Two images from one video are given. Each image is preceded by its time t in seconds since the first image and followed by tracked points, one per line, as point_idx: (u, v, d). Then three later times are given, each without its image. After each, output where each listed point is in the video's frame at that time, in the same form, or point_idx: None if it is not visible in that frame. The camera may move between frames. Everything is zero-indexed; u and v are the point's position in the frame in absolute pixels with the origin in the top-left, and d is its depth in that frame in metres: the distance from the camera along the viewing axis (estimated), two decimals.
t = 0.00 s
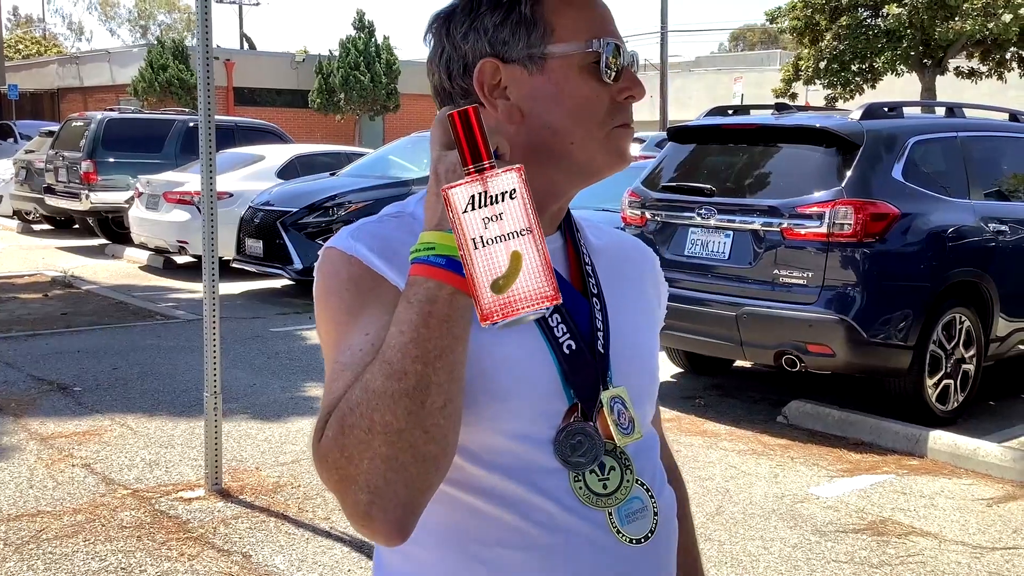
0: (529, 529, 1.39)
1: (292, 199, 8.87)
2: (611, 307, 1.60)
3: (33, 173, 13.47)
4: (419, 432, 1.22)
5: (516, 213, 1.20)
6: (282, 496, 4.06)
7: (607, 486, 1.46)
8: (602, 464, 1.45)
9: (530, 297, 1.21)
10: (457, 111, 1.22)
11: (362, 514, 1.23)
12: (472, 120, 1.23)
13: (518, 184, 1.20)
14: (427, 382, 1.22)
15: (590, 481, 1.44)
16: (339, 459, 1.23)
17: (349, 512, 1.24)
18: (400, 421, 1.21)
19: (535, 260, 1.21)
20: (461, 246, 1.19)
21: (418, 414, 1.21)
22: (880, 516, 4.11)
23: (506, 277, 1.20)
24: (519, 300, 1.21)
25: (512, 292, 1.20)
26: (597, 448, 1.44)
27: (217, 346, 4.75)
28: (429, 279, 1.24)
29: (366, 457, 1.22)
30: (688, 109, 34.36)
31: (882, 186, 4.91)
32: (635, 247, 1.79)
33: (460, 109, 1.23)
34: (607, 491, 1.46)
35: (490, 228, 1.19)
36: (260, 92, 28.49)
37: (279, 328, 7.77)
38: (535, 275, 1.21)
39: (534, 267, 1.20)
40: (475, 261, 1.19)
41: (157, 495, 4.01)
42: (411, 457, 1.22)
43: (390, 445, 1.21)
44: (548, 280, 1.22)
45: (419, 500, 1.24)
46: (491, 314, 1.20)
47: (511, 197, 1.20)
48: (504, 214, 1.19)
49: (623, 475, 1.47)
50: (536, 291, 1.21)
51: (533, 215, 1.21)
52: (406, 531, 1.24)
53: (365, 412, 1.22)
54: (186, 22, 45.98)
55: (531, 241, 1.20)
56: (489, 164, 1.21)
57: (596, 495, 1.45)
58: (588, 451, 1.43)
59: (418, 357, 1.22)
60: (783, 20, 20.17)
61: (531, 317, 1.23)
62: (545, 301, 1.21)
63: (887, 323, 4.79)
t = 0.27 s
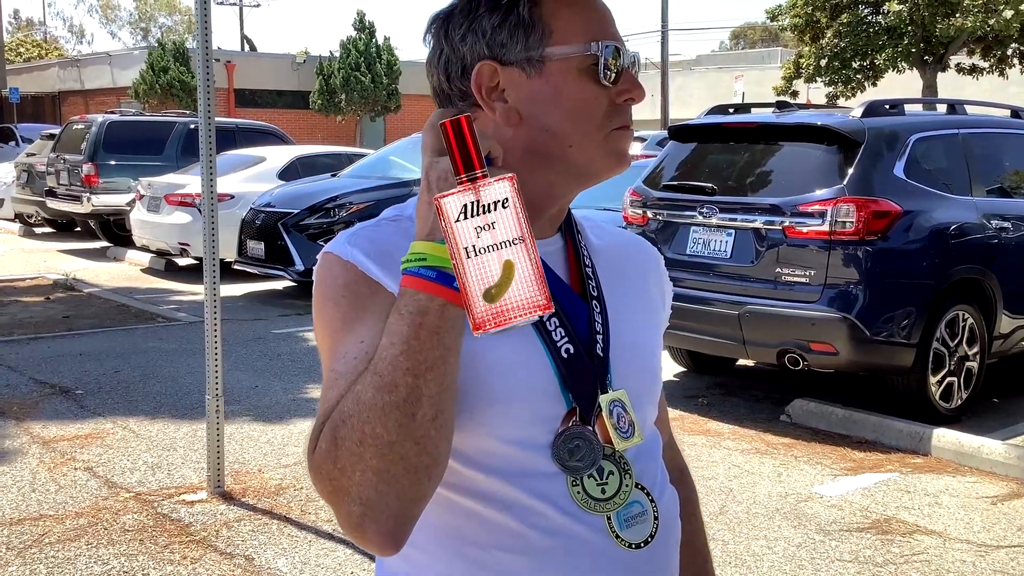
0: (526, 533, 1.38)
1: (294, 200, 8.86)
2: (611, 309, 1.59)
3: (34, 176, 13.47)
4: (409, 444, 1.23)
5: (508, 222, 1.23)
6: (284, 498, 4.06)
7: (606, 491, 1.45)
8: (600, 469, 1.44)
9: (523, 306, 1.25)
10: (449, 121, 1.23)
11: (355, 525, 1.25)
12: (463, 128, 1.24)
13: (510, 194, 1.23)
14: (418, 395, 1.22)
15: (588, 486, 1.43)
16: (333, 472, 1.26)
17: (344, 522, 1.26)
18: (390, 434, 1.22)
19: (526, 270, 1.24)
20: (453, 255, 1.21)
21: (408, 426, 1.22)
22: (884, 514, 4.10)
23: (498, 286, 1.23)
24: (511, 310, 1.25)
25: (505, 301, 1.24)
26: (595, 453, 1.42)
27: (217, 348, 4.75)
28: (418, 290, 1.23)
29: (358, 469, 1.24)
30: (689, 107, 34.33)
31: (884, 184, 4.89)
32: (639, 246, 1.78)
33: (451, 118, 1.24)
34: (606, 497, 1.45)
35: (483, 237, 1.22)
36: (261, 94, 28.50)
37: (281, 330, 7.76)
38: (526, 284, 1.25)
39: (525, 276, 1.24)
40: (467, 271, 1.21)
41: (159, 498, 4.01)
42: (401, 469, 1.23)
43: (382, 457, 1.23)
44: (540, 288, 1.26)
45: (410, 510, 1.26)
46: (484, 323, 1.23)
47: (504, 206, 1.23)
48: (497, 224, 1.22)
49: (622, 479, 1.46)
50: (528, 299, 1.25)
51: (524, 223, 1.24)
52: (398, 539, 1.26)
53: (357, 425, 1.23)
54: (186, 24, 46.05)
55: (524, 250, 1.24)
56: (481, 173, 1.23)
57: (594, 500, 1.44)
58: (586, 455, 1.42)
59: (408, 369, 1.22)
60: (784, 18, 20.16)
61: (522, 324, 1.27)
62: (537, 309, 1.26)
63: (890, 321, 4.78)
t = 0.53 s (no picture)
0: (525, 534, 1.38)
1: (301, 201, 8.87)
2: (613, 307, 1.58)
3: (43, 177, 13.51)
4: (405, 446, 1.22)
5: (505, 224, 1.22)
6: (292, 498, 4.05)
7: (606, 493, 1.43)
8: (600, 471, 1.43)
9: (519, 307, 1.24)
10: (447, 122, 1.22)
11: (351, 527, 1.25)
12: (462, 130, 1.23)
13: (507, 195, 1.22)
14: (414, 397, 1.22)
15: (589, 488, 1.42)
16: (329, 475, 1.26)
17: (340, 524, 1.26)
18: (387, 437, 1.22)
19: (525, 272, 1.23)
20: (450, 256, 1.20)
21: (404, 429, 1.22)
22: (893, 514, 4.08)
23: (495, 287, 1.22)
24: (507, 311, 1.23)
25: (501, 302, 1.23)
26: (596, 454, 1.41)
27: (225, 348, 4.75)
28: (415, 293, 1.23)
29: (354, 471, 1.24)
30: (697, 106, 34.26)
31: (893, 182, 4.87)
32: (645, 246, 1.77)
33: (448, 119, 1.23)
34: (607, 499, 1.43)
35: (480, 238, 1.21)
36: (269, 94, 28.61)
37: (289, 330, 7.77)
38: (524, 285, 1.23)
39: (524, 276, 1.23)
40: (464, 272, 1.20)
41: (167, 498, 4.01)
42: (397, 472, 1.23)
43: (378, 459, 1.22)
44: (537, 290, 1.24)
45: (407, 513, 1.26)
46: (480, 324, 1.22)
47: (501, 208, 1.22)
48: (494, 225, 1.21)
49: (624, 481, 1.44)
50: (525, 301, 1.24)
51: (521, 225, 1.23)
52: (394, 541, 1.26)
53: (353, 427, 1.23)
54: (193, 24, 46.25)
55: (521, 252, 1.22)
56: (479, 174, 1.22)
57: (594, 502, 1.42)
58: (586, 457, 1.41)
59: (405, 372, 1.22)
60: (792, 17, 20.11)
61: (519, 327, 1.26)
62: (534, 311, 1.24)
63: (899, 320, 4.75)
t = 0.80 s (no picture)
0: (520, 542, 1.37)
1: (321, 203, 8.91)
2: (612, 315, 1.57)
3: (66, 177, 13.63)
4: (395, 459, 1.23)
5: (506, 237, 1.24)
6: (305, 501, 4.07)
7: (602, 504, 1.43)
8: (596, 481, 1.42)
9: (518, 320, 1.25)
10: (449, 135, 1.23)
11: (339, 539, 1.26)
12: (463, 142, 1.24)
13: (510, 209, 1.23)
14: (405, 410, 1.22)
15: (583, 498, 1.41)
16: (319, 485, 1.27)
17: (329, 533, 1.27)
18: (377, 450, 1.22)
19: (525, 285, 1.25)
20: (451, 269, 1.21)
21: (394, 442, 1.22)
22: (909, 524, 4.03)
23: (496, 300, 1.23)
24: (509, 324, 1.25)
25: (502, 315, 1.24)
26: (591, 466, 1.40)
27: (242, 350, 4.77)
28: (413, 308, 1.23)
29: (343, 483, 1.25)
30: (719, 111, 34.14)
31: (914, 189, 4.83)
32: (649, 256, 1.76)
33: (451, 131, 1.25)
34: (602, 509, 1.43)
35: (481, 251, 1.22)
36: (291, 97, 28.78)
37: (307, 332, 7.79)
38: (524, 298, 1.25)
39: (524, 290, 1.25)
40: (464, 284, 1.21)
41: (182, 499, 4.04)
42: (386, 486, 1.24)
43: (368, 472, 1.23)
44: (538, 303, 1.26)
45: (396, 526, 1.26)
46: (482, 336, 1.23)
47: (503, 220, 1.23)
48: (495, 237, 1.23)
49: (619, 493, 1.44)
50: (525, 314, 1.26)
51: (522, 237, 1.25)
52: (384, 551, 1.26)
53: (344, 438, 1.24)
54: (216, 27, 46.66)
55: (521, 264, 1.24)
56: (480, 188, 1.23)
57: (589, 512, 1.42)
58: (582, 467, 1.40)
59: (398, 385, 1.22)
60: (815, 22, 20.01)
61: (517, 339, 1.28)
62: (535, 325, 1.26)
63: (918, 328, 4.71)
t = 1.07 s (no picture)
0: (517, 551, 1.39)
1: (348, 208, 8.95)
2: (617, 327, 1.57)
3: (96, 180, 13.80)
4: (429, 516, 1.23)
5: (563, 298, 1.11)
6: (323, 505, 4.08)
7: (599, 514, 1.43)
8: (595, 491, 1.42)
9: (553, 383, 1.11)
10: (533, 183, 1.13)
11: (357, 570, 1.28)
12: (548, 196, 1.13)
13: (574, 271, 1.11)
14: (450, 473, 1.21)
15: (581, 507, 1.41)
16: (342, 517, 1.28)
17: (345, 561, 1.30)
18: (415, 506, 1.22)
19: (568, 351, 1.11)
20: (500, 317, 1.12)
21: (433, 500, 1.22)
22: (931, 539, 3.99)
23: (535, 356, 1.11)
24: (540, 383, 1.11)
25: (537, 372, 1.11)
26: (589, 474, 1.39)
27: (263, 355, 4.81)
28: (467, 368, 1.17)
29: (372, 526, 1.25)
30: (748, 119, 34.00)
31: (940, 200, 4.78)
32: (658, 269, 1.75)
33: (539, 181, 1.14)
34: (600, 519, 1.43)
35: (535, 304, 1.11)
36: (320, 102, 29.03)
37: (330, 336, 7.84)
38: (564, 364, 1.11)
39: (566, 355, 1.11)
40: (509, 334, 1.11)
41: (201, 501, 4.07)
42: (414, 539, 1.24)
43: (400, 523, 1.23)
44: (576, 373, 1.12)
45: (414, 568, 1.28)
46: (510, 388, 1.11)
47: (564, 280, 1.11)
48: (552, 296, 1.11)
49: (617, 503, 1.43)
50: (559, 379, 1.11)
51: (580, 303, 1.12)
52: None
53: (381, 488, 1.23)
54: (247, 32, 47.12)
55: (571, 329, 1.11)
56: (552, 244, 1.13)
57: (586, 521, 1.42)
58: (579, 476, 1.39)
59: (449, 448, 1.20)
60: (845, 31, 19.93)
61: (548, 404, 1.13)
62: (567, 393, 1.11)
63: (944, 340, 4.65)
